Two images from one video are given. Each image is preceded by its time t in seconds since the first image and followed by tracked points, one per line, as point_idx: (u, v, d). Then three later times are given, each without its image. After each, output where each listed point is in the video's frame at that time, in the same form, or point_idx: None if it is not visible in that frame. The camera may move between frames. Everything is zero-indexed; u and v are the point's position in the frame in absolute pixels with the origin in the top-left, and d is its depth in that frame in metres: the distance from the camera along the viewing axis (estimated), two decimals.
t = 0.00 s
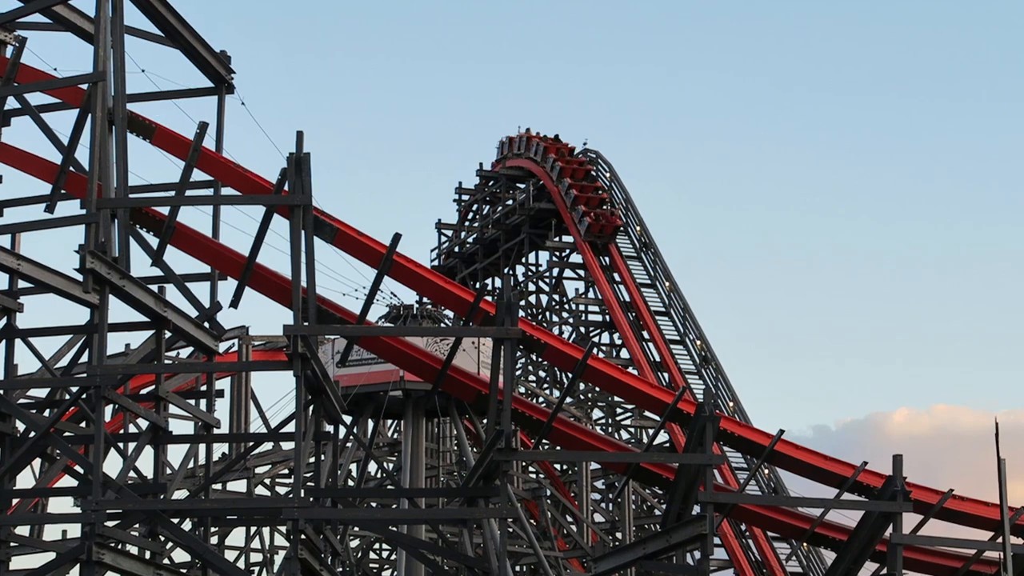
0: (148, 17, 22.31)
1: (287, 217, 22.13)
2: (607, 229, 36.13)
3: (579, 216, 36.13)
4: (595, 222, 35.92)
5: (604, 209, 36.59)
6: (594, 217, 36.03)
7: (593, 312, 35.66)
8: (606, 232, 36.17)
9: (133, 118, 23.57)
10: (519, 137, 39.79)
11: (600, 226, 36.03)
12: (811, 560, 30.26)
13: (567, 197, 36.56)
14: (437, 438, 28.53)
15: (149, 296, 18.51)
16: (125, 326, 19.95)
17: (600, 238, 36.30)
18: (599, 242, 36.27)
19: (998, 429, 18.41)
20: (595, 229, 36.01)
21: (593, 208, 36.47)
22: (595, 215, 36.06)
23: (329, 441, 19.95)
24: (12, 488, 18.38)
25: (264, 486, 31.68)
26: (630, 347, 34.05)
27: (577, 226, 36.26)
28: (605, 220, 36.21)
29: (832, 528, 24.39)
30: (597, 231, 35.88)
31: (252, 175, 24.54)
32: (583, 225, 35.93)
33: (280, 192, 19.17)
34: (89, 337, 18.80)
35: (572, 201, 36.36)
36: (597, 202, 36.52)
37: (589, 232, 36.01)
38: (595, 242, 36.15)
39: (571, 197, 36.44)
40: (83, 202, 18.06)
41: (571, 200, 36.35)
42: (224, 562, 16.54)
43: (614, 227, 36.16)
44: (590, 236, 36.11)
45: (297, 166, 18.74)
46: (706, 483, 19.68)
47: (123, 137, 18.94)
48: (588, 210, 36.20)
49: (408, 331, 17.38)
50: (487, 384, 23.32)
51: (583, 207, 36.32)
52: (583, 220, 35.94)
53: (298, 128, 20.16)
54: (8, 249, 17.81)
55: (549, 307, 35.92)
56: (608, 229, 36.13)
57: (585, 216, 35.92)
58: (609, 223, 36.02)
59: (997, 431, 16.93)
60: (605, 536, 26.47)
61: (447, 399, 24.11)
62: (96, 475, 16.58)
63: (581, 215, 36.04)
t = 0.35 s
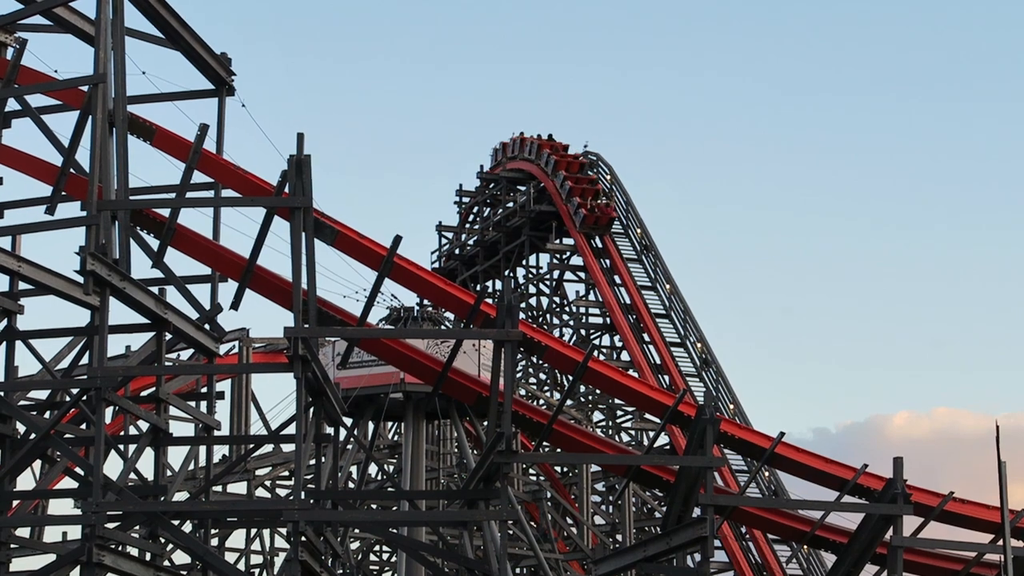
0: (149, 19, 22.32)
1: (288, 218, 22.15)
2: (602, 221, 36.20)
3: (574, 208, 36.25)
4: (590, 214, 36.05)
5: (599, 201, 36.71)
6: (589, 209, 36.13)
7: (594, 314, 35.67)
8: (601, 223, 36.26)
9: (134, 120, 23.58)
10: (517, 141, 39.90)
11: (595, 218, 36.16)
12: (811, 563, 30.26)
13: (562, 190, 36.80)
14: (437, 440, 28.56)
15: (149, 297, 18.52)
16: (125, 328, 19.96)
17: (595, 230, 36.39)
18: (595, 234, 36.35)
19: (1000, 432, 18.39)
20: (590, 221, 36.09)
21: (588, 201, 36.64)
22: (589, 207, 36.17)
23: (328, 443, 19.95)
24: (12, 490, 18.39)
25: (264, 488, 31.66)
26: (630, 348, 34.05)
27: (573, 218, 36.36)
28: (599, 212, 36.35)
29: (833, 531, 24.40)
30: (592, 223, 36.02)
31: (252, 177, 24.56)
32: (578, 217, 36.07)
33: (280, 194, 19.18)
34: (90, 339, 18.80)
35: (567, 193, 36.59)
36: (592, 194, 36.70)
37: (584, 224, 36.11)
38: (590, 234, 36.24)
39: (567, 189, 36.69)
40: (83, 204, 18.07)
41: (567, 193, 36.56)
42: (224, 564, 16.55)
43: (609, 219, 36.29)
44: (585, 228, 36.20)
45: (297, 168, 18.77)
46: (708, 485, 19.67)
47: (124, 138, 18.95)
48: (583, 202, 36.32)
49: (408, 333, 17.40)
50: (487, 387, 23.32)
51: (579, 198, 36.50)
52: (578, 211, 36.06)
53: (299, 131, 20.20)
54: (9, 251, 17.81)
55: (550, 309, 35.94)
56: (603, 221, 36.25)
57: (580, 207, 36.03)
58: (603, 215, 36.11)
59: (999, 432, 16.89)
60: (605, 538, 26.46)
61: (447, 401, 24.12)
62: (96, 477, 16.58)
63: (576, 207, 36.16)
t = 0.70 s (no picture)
0: (150, 19, 22.32)
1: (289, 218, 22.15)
2: (598, 210, 36.42)
3: (570, 199, 36.40)
4: (585, 204, 36.22)
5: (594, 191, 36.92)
6: (585, 199, 36.32)
7: (595, 315, 35.66)
8: (596, 213, 36.44)
9: (135, 120, 23.59)
10: (512, 142, 39.95)
11: (591, 208, 36.32)
12: (812, 564, 30.27)
13: (558, 181, 37.04)
14: (439, 440, 28.57)
15: (148, 298, 18.52)
16: (127, 328, 19.96)
17: (591, 220, 36.59)
18: (590, 223, 36.55)
19: (1000, 432, 18.40)
20: (586, 211, 36.28)
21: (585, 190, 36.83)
22: (585, 197, 36.36)
23: (329, 444, 19.98)
24: (14, 489, 18.39)
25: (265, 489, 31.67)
26: (631, 349, 34.06)
27: (568, 207, 36.52)
28: (595, 202, 36.55)
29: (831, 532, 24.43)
30: (588, 212, 36.19)
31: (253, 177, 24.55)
32: (573, 206, 36.22)
33: (282, 195, 19.16)
34: (90, 339, 18.80)
35: (563, 182, 36.85)
36: (588, 183, 36.92)
37: (580, 214, 36.29)
38: (586, 223, 36.43)
39: (563, 179, 36.93)
40: (85, 205, 18.08)
41: (562, 182, 36.84)
42: (226, 564, 16.54)
43: (605, 208, 36.44)
44: (580, 218, 36.38)
45: (298, 169, 18.77)
46: (709, 486, 19.65)
47: (125, 140, 18.98)
48: (579, 193, 36.50)
49: (409, 333, 17.42)
50: (488, 387, 23.31)
51: (575, 188, 36.70)
52: (574, 201, 36.23)
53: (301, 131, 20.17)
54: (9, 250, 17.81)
55: (551, 310, 35.95)
56: (599, 211, 36.42)
57: (576, 197, 36.21)
58: (600, 204, 36.33)
59: (1000, 431, 16.88)
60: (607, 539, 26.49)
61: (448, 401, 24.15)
62: (97, 478, 16.57)
63: (572, 196, 36.34)
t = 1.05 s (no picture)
0: (150, 19, 22.31)
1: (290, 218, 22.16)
2: (593, 200, 36.65)
3: (565, 188, 36.69)
4: (581, 193, 36.50)
5: (589, 180, 37.27)
6: (580, 189, 36.60)
7: (595, 315, 35.67)
8: (591, 203, 36.70)
9: (136, 120, 23.60)
10: (505, 145, 40.24)
11: (586, 198, 36.58)
12: (813, 565, 30.25)
13: (553, 171, 37.50)
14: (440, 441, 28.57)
15: (149, 298, 18.53)
16: (128, 329, 19.96)
17: (586, 209, 36.81)
18: (585, 213, 36.78)
19: (1002, 433, 18.37)
20: (581, 200, 36.53)
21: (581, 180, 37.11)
22: (580, 186, 36.64)
23: (330, 444, 19.98)
24: (15, 489, 18.38)
25: (266, 489, 31.67)
26: (630, 347, 34.09)
27: (564, 197, 36.81)
28: (591, 192, 36.81)
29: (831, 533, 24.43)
30: (583, 201, 36.45)
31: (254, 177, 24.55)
32: (569, 195, 36.49)
33: (283, 195, 19.17)
34: (90, 340, 18.80)
35: (558, 172, 37.20)
36: (584, 173, 37.23)
37: (575, 203, 36.54)
38: (581, 213, 36.67)
39: (558, 170, 37.31)
40: (86, 206, 18.10)
41: (558, 172, 37.22)
42: (226, 565, 16.54)
43: (600, 198, 36.68)
44: (575, 208, 36.63)
45: (298, 169, 18.78)
46: (710, 486, 19.63)
47: (126, 140, 18.99)
48: (573, 182, 36.82)
49: (409, 333, 17.41)
50: (489, 387, 23.29)
51: (571, 179, 36.99)
52: (570, 191, 36.50)
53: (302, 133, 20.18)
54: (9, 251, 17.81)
55: (552, 310, 35.94)
56: (594, 201, 36.64)
57: (571, 186, 36.51)
58: (595, 194, 36.57)
59: (1002, 431, 16.86)
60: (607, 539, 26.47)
61: (448, 402, 24.18)
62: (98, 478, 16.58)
63: (567, 185, 36.64)
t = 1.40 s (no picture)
0: (152, 23, 22.32)
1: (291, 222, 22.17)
2: (589, 192, 36.87)
3: (561, 182, 36.97)
4: (576, 185, 36.74)
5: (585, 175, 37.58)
6: (575, 182, 36.87)
7: (596, 318, 35.66)
8: (588, 195, 36.90)
9: (137, 124, 23.61)
10: (499, 154, 40.55)
11: (582, 190, 36.82)
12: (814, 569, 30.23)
13: (549, 167, 37.91)
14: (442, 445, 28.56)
15: (150, 302, 18.52)
16: (130, 333, 19.96)
17: (582, 203, 36.99)
18: (581, 207, 36.99)
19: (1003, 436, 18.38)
20: (577, 193, 36.76)
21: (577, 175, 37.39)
22: (576, 179, 36.90)
23: (333, 449, 19.96)
24: (16, 493, 18.38)
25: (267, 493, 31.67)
26: (630, 351, 34.14)
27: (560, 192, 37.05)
28: (587, 185, 37.05)
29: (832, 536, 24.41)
30: (579, 193, 36.68)
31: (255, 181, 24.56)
32: (565, 189, 36.74)
33: (285, 199, 19.18)
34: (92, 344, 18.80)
35: (554, 168, 37.64)
36: (579, 168, 37.54)
37: (571, 196, 36.76)
38: (577, 206, 36.88)
39: (553, 165, 37.70)
40: (88, 210, 18.10)
41: (553, 167, 37.60)
42: (228, 569, 16.53)
43: (597, 189, 36.91)
44: (572, 201, 36.83)
45: (300, 174, 18.79)
46: (711, 490, 19.62)
47: (127, 145, 18.99)
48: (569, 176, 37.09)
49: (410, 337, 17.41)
50: (490, 390, 23.30)
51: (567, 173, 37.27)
52: (565, 183, 36.78)
53: (304, 138, 20.19)
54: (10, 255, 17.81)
55: (553, 314, 35.94)
56: (590, 193, 36.86)
57: (567, 179, 36.81)
58: (590, 186, 36.80)
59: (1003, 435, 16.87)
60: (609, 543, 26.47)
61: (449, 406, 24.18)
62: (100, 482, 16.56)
63: (563, 179, 36.95)
